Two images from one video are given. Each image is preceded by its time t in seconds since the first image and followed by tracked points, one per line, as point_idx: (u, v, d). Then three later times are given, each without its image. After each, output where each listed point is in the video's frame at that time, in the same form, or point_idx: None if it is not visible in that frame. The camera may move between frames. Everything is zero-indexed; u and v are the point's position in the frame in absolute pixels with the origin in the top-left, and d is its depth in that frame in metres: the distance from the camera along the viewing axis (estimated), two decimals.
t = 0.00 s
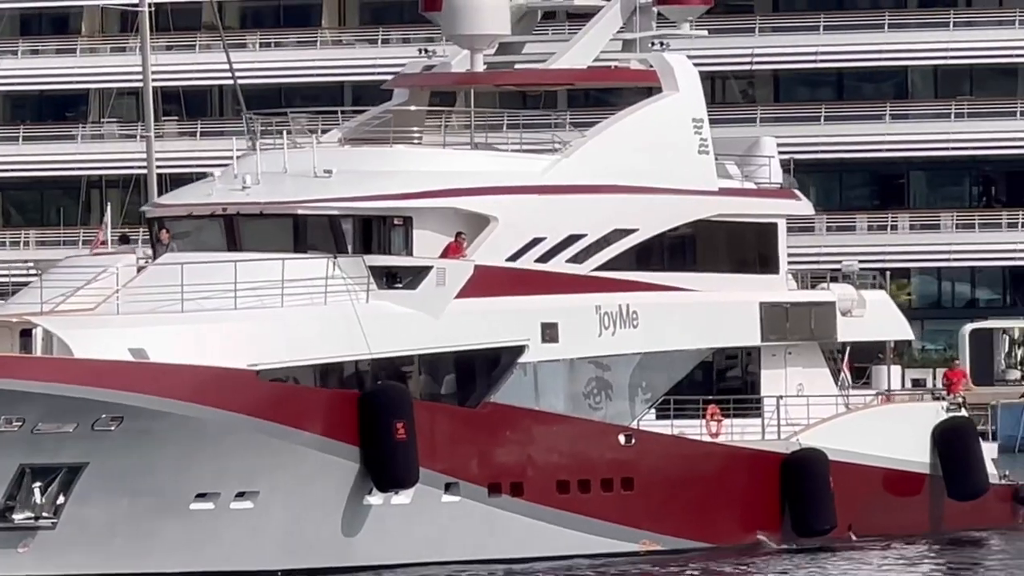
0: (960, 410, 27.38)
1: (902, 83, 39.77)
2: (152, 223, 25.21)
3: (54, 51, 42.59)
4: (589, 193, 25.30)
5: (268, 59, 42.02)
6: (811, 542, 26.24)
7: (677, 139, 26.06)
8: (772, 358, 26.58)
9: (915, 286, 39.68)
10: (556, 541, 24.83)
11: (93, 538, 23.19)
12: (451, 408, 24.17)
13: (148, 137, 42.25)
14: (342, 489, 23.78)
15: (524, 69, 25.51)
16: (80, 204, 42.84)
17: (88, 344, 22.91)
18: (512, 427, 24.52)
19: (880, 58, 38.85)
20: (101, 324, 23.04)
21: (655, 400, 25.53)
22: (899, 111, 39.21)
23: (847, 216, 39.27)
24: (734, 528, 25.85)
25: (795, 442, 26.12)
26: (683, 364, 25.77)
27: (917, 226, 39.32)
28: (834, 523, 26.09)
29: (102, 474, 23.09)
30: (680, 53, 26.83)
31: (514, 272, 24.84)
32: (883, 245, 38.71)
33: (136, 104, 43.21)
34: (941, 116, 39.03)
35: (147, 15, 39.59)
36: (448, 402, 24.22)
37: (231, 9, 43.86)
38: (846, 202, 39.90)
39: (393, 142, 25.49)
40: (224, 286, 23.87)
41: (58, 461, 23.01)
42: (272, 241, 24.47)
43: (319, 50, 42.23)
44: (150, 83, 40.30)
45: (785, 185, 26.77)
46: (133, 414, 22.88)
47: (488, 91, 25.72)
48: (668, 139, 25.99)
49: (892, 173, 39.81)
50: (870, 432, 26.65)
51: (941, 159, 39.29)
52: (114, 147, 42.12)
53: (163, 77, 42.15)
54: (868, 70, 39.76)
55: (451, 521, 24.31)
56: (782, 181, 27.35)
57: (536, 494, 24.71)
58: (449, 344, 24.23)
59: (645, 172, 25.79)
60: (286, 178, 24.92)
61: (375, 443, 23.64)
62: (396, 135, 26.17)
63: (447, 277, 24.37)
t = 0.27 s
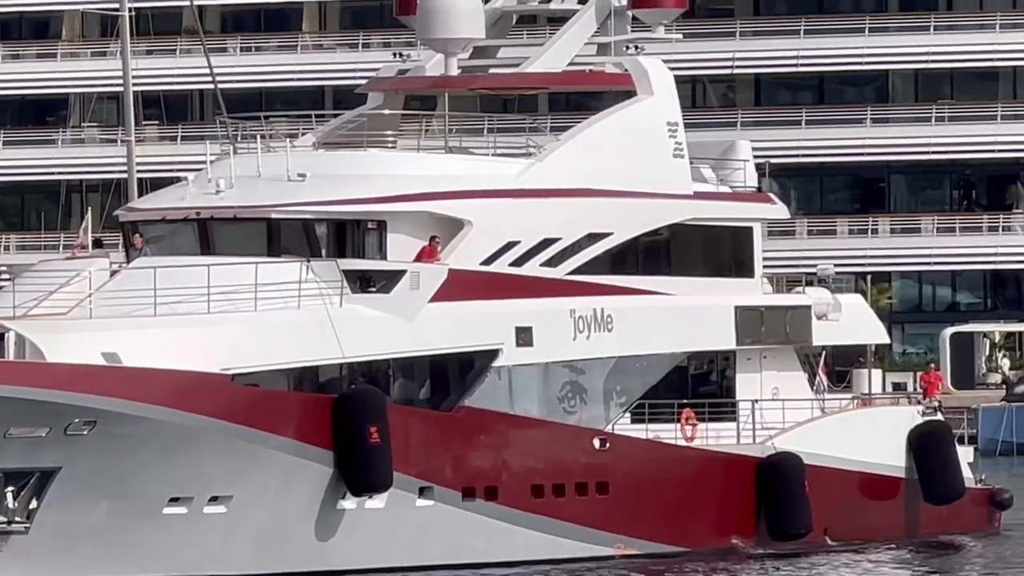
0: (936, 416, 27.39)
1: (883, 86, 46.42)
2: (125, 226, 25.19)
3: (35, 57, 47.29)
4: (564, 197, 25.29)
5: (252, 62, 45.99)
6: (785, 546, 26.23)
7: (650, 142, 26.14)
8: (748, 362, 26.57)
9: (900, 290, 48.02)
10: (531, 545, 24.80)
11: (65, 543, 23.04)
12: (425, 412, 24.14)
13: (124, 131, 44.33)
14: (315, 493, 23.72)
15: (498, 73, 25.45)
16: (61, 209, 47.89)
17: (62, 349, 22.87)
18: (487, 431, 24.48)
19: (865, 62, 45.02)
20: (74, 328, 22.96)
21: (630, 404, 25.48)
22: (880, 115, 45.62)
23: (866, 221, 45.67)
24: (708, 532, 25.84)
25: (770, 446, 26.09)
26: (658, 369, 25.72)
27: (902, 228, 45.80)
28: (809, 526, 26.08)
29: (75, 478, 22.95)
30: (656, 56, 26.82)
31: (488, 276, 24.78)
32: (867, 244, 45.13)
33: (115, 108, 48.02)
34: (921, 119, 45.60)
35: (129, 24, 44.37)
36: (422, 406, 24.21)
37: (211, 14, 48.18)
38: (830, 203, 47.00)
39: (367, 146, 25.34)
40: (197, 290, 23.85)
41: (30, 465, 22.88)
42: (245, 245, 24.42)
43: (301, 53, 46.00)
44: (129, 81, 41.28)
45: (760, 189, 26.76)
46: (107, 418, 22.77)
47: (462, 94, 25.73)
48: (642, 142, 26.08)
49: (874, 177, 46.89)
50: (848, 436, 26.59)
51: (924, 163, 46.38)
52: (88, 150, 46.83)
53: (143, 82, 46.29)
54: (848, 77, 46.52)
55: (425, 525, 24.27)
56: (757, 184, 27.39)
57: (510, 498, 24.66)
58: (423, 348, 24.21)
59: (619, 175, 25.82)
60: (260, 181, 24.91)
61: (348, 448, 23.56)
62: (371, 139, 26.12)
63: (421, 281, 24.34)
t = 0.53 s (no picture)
0: (922, 415, 27.42)
1: (874, 86, 46.51)
2: (110, 227, 25.12)
3: (26, 57, 47.23)
4: (549, 196, 25.27)
5: (242, 61, 45.90)
6: (772, 546, 26.22)
7: (635, 141, 26.10)
8: (733, 361, 26.51)
9: (890, 289, 47.93)
10: (517, 545, 24.77)
11: (49, 545, 22.95)
12: (411, 412, 24.10)
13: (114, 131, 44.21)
14: (300, 493, 23.67)
15: (482, 72, 25.39)
16: (52, 209, 47.98)
17: (45, 349, 22.78)
18: (473, 431, 24.45)
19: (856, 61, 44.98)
20: (57, 328, 22.89)
21: (616, 404, 25.45)
22: (871, 115, 45.58)
23: (857, 220, 45.51)
24: (695, 532, 25.81)
25: (756, 446, 26.05)
26: (643, 369, 25.69)
27: (892, 227, 45.67)
28: (796, 527, 26.06)
29: (59, 479, 22.88)
30: (641, 56, 26.82)
31: (473, 275, 24.75)
32: (858, 245, 45.00)
33: (107, 109, 48.19)
34: (912, 120, 45.57)
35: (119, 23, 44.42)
36: (407, 407, 24.19)
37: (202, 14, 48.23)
38: (820, 204, 47.00)
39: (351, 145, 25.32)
40: (181, 290, 23.78)
41: (13, 466, 22.81)
42: (230, 245, 24.37)
43: (291, 52, 46.01)
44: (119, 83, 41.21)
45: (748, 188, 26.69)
46: (90, 418, 22.70)
47: (448, 94, 25.68)
48: (627, 140, 26.04)
49: (866, 177, 46.90)
50: (835, 436, 26.58)
51: (916, 162, 46.39)
52: (82, 150, 46.77)
53: (134, 82, 46.31)
54: (839, 76, 46.46)
55: (411, 525, 24.23)
56: (743, 184, 27.32)
57: (496, 498, 24.63)
58: (408, 348, 24.17)
59: (603, 174, 25.81)
60: (245, 181, 24.85)
61: (333, 448, 23.52)
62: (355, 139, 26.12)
63: (406, 281, 24.29)
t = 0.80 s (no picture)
0: (916, 413, 27.40)
1: (874, 85, 46.53)
2: (103, 226, 25.03)
3: (27, 56, 47.27)
4: (543, 196, 25.22)
5: (241, 60, 45.88)
6: (766, 545, 26.21)
7: (629, 140, 26.08)
8: (728, 360, 26.50)
9: (890, 288, 47.97)
10: (511, 545, 24.75)
11: (42, 544, 22.99)
12: (404, 412, 24.07)
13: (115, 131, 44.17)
14: (292, 493, 23.66)
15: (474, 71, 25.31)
16: (52, 208, 48.00)
17: (37, 349, 22.69)
18: (466, 431, 24.43)
19: (856, 60, 44.84)
20: (49, 328, 22.77)
21: (609, 403, 25.41)
22: (872, 114, 45.57)
23: (857, 219, 45.47)
24: (689, 532, 25.78)
25: (750, 445, 26.01)
26: (637, 368, 25.67)
27: (892, 227, 45.57)
28: (790, 526, 26.02)
29: (51, 479, 22.89)
30: (635, 55, 26.82)
31: (466, 275, 24.71)
32: (859, 243, 44.85)
33: (107, 108, 48.21)
34: (912, 119, 45.47)
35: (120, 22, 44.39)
36: (401, 407, 24.14)
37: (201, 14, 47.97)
38: (820, 202, 46.98)
39: (345, 145, 25.37)
40: (175, 289, 23.68)
41: (6, 466, 22.81)
42: (223, 245, 24.38)
43: (290, 51, 46.03)
44: (119, 82, 41.09)
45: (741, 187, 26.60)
46: (83, 418, 22.67)
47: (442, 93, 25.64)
48: (621, 140, 26.02)
49: (866, 176, 46.96)
50: (830, 435, 26.56)
51: (914, 161, 46.40)
52: (83, 150, 46.77)
53: (134, 82, 46.28)
54: (840, 75, 46.56)
55: (405, 525, 24.21)
56: (737, 183, 27.32)
57: (489, 497, 24.60)
58: (401, 348, 24.08)
59: (597, 173, 25.78)
60: (238, 180, 24.80)
61: (326, 448, 23.48)
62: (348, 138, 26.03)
63: (399, 280, 24.19)
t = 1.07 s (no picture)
0: (916, 412, 27.33)
1: (879, 84, 46.50)
2: (99, 224, 25.00)
3: (32, 55, 47.32)
4: (541, 194, 25.21)
5: (246, 59, 45.92)
6: (765, 544, 26.15)
7: (627, 138, 26.02)
8: (727, 358, 26.45)
9: (895, 286, 47.98)
10: (509, 544, 24.70)
11: (38, 543, 22.95)
12: (402, 410, 24.04)
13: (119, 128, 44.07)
14: (290, 492, 23.60)
15: (471, 70, 25.33)
16: (57, 207, 47.98)
17: (34, 347, 22.62)
18: (464, 430, 24.37)
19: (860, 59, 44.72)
20: (46, 326, 22.71)
21: (608, 402, 25.38)
22: (876, 112, 45.47)
23: (862, 217, 45.26)
24: (688, 530, 25.72)
25: (749, 443, 25.97)
26: (636, 367, 25.60)
27: (897, 225, 45.46)
28: (790, 525, 25.97)
29: (48, 478, 22.85)
30: (633, 53, 26.78)
31: (464, 273, 24.68)
32: (864, 242, 44.70)
33: (112, 107, 48.11)
34: (917, 117, 45.24)
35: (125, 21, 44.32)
36: (400, 405, 24.14)
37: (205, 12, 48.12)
38: (825, 200, 46.88)
39: (342, 144, 25.30)
40: (172, 288, 23.61)
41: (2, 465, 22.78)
42: (220, 245, 24.30)
43: (294, 51, 46.05)
44: (125, 81, 40.97)
45: (739, 185, 26.51)
46: (79, 417, 22.64)
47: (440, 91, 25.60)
48: (619, 137, 25.96)
49: (870, 174, 46.94)
50: (830, 433, 26.53)
51: (917, 159, 46.40)
52: (86, 148, 46.66)
53: (138, 80, 46.22)
54: (845, 74, 46.54)
55: (403, 524, 24.17)
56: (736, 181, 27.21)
57: (487, 496, 24.54)
58: (399, 346, 24.04)
59: (595, 171, 25.72)
60: (235, 179, 24.74)
61: (323, 447, 23.45)
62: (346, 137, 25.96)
63: (397, 278, 24.20)
